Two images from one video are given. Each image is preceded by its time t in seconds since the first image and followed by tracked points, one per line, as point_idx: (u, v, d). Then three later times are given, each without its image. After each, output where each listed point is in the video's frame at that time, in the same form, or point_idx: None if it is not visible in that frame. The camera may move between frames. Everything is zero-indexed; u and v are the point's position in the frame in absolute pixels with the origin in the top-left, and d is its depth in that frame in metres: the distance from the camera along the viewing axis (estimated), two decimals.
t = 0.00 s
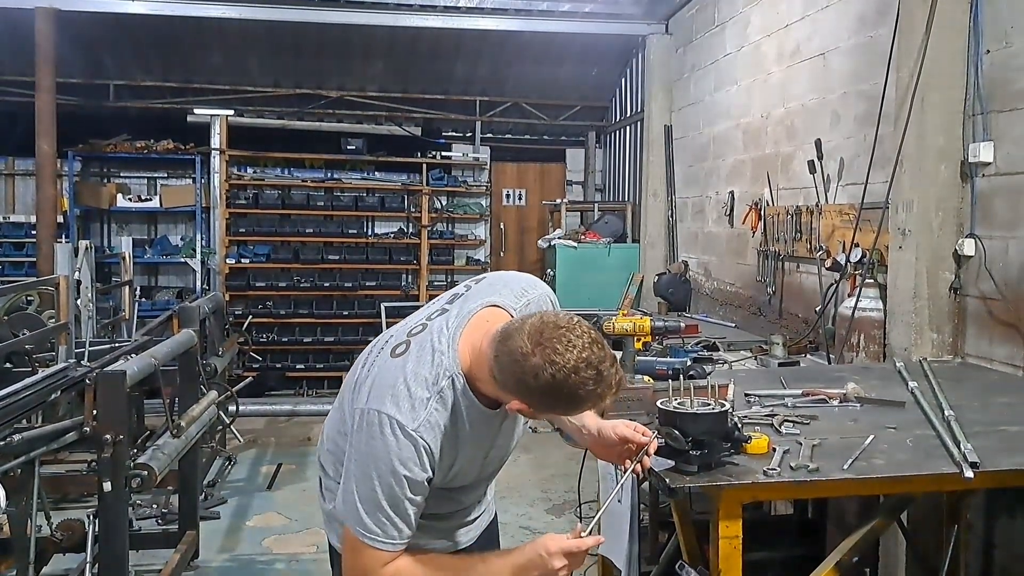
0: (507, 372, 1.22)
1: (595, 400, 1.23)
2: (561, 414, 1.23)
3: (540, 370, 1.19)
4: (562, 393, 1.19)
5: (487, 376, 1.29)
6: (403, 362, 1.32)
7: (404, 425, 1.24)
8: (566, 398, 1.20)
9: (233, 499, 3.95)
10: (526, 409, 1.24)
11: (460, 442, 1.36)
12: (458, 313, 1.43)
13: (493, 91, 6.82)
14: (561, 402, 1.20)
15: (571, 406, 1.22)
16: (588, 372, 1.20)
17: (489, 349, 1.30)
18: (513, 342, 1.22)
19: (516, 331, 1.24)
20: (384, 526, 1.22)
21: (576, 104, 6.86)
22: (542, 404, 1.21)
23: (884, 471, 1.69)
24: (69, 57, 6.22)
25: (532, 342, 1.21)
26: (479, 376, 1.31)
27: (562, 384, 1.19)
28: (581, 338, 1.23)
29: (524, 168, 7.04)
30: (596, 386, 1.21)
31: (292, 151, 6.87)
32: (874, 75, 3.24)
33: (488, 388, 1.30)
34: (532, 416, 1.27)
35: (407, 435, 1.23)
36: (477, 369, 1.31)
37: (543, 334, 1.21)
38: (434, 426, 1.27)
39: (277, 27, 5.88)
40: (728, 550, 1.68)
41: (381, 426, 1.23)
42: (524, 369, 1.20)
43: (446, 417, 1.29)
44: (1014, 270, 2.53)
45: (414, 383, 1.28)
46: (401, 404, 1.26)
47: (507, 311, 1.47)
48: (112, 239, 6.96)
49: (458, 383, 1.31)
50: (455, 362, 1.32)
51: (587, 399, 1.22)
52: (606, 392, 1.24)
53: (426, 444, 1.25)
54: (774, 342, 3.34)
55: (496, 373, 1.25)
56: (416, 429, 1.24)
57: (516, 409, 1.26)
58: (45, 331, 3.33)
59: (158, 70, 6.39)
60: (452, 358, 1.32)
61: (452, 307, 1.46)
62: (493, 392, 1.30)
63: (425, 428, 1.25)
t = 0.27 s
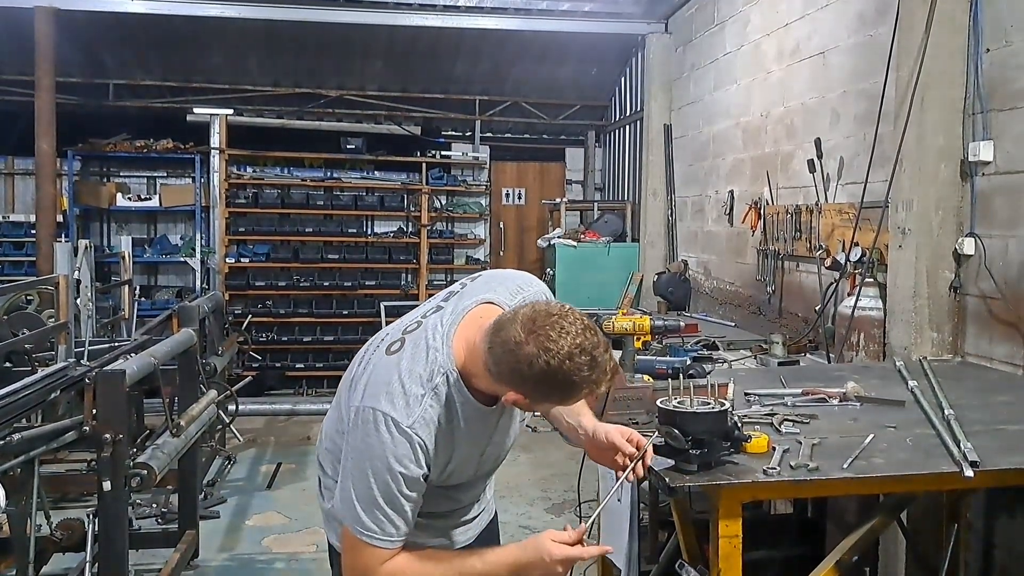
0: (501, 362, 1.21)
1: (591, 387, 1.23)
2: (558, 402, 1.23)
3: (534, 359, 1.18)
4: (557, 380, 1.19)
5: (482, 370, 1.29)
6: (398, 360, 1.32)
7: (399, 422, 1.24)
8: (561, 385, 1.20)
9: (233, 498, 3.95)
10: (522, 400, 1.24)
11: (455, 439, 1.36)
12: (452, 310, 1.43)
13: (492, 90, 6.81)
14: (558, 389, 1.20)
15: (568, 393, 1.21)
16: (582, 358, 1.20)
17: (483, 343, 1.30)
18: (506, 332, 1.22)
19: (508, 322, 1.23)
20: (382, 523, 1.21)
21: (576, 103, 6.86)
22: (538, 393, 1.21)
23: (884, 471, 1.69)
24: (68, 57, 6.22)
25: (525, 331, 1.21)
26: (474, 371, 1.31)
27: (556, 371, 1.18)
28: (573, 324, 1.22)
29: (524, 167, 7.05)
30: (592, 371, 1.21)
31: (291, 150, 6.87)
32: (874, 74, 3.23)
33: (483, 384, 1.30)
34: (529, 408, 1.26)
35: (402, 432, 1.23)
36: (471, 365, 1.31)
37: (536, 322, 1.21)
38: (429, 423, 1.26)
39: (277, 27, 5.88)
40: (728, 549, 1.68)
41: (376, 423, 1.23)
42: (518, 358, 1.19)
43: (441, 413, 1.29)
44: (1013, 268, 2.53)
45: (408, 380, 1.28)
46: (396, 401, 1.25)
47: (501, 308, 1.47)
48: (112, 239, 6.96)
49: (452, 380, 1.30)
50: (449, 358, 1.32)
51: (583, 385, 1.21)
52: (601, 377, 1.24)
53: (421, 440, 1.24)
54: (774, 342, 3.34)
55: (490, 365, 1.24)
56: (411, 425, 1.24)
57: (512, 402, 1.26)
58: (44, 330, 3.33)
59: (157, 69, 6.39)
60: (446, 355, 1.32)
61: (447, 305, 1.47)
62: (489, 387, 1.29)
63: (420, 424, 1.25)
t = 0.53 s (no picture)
0: (502, 336, 1.23)
1: (594, 352, 1.25)
2: (561, 372, 1.24)
3: (537, 325, 1.20)
4: (561, 346, 1.21)
5: (476, 357, 1.29)
6: (393, 357, 1.33)
7: (394, 417, 1.24)
8: (565, 350, 1.22)
9: (233, 497, 3.95)
10: (525, 375, 1.24)
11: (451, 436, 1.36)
12: (446, 308, 1.44)
13: (492, 90, 6.81)
14: (561, 354, 1.21)
15: (572, 360, 1.23)
16: (583, 323, 1.23)
17: (476, 331, 1.31)
18: (505, 306, 1.24)
19: (505, 298, 1.25)
20: (378, 519, 1.21)
21: (576, 102, 6.85)
22: (542, 363, 1.22)
23: (883, 470, 1.69)
24: (68, 56, 6.22)
25: (524, 302, 1.23)
26: (467, 361, 1.31)
27: (560, 335, 1.20)
28: (570, 291, 1.26)
29: (524, 167, 7.05)
30: (594, 336, 1.24)
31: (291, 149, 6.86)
32: (874, 74, 3.23)
33: (478, 372, 1.29)
34: (531, 385, 1.27)
35: (398, 428, 1.23)
36: (465, 355, 1.31)
37: (534, 293, 1.24)
38: (424, 419, 1.27)
39: (277, 26, 5.88)
40: (728, 549, 1.68)
41: (372, 420, 1.23)
42: (521, 327, 1.21)
43: (436, 410, 1.29)
44: (1013, 268, 2.53)
45: (404, 377, 1.28)
46: (391, 398, 1.26)
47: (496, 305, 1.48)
48: (111, 238, 6.96)
49: (447, 376, 1.31)
50: (444, 354, 1.33)
51: (587, 350, 1.23)
52: (602, 344, 1.26)
53: (416, 436, 1.25)
54: (774, 341, 3.34)
55: (490, 345, 1.25)
56: (406, 422, 1.25)
57: (514, 381, 1.26)
58: (44, 330, 3.33)
59: (157, 68, 6.39)
60: (441, 351, 1.33)
61: (442, 303, 1.47)
62: (485, 374, 1.29)
63: (415, 421, 1.26)
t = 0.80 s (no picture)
0: (503, 312, 1.25)
1: (594, 324, 1.27)
2: (563, 345, 1.26)
3: (537, 295, 1.23)
4: (562, 316, 1.23)
5: (474, 343, 1.30)
6: (392, 353, 1.33)
7: (392, 414, 1.24)
8: (566, 321, 1.24)
9: (232, 496, 3.95)
10: (526, 352, 1.26)
11: (449, 435, 1.36)
12: (445, 305, 1.45)
13: (492, 89, 6.81)
14: (563, 322, 1.23)
15: (573, 331, 1.25)
16: (581, 292, 1.26)
17: (473, 317, 1.33)
18: (504, 283, 1.27)
19: (501, 276, 1.28)
20: (373, 517, 1.21)
21: (575, 102, 6.85)
22: (544, 335, 1.24)
23: (882, 469, 1.69)
24: (67, 55, 6.22)
25: (522, 277, 1.26)
26: (464, 351, 1.32)
27: (561, 305, 1.23)
28: (564, 264, 1.29)
29: (524, 166, 7.06)
30: (592, 306, 1.27)
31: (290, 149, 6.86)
32: (873, 73, 3.23)
33: (476, 357, 1.30)
34: (533, 364, 1.27)
35: (396, 424, 1.23)
36: (461, 344, 1.32)
37: (530, 267, 1.27)
38: (423, 416, 1.27)
39: (276, 25, 5.87)
40: (727, 548, 1.68)
41: (370, 416, 1.24)
42: (522, 300, 1.23)
43: (435, 407, 1.29)
44: (1013, 267, 2.53)
45: (403, 374, 1.29)
46: (390, 394, 1.26)
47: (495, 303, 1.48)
48: (110, 237, 6.96)
49: (446, 372, 1.31)
50: (443, 349, 1.33)
51: (587, 319, 1.26)
52: (600, 317, 1.28)
53: (414, 433, 1.25)
54: (773, 340, 3.34)
55: (489, 324, 1.26)
56: (405, 418, 1.25)
57: (516, 361, 1.27)
58: (44, 329, 3.33)
59: (156, 67, 6.39)
60: (440, 346, 1.33)
61: (441, 301, 1.48)
62: (484, 359, 1.30)
63: (413, 417, 1.26)
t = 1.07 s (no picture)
0: (495, 306, 1.24)
1: (588, 314, 1.26)
2: (557, 337, 1.25)
3: (528, 286, 1.22)
4: (554, 307, 1.22)
5: (470, 338, 1.30)
6: (389, 353, 1.33)
7: (391, 413, 1.24)
8: (559, 312, 1.23)
9: (232, 495, 3.95)
10: (521, 346, 1.25)
11: (448, 433, 1.36)
12: (442, 304, 1.45)
13: (491, 87, 6.81)
14: (556, 311, 1.22)
15: (567, 322, 1.24)
16: (574, 283, 1.25)
17: (468, 313, 1.33)
18: (495, 277, 1.26)
19: (493, 270, 1.28)
20: (374, 516, 1.21)
21: (575, 100, 6.84)
22: (538, 327, 1.23)
23: (881, 468, 1.69)
24: (66, 53, 6.21)
25: (513, 269, 1.25)
26: (460, 347, 1.31)
27: (552, 296, 1.22)
28: (556, 255, 1.29)
29: (524, 164, 7.11)
30: (585, 296, 1.26)
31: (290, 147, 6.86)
32: (873, 72, 3.23)
33: (473, 353, 1.30)
34: (529, 357, 1.27)
35: (395, 424, 1.23)
36: (458, 340, 1.32)
37: (521, 259, 1.27)
38: (422, 415, 1.27)
39: (276, 24, 5.87)
40: (727, 547, 1.68)
41: (369, 416, 1.23)
42: (513, 292, 1.23)
43: (433, 406, 1.29)
44: (1013, 267, 2.53)
45: (401, 373, 1.29)
46: (388, 393, 1.26)
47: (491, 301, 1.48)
48: (110, 235, 6.95)
49: (444, 370, 1.31)
50: (440, 348, 1.33)
51: (581, 309, 1.25)
52: (594, 307, 1.27)
53: (413, 431, 1.25)
54: (773, 339, 3.33)
55: (483, 318, 1.26)
56: (404, 418, 1.25)
57: (512, 354, 1.26)
58: (43, 327, 3.32)
59: (156, 66, 6.38)
60: (437, 345, 1.33)
61: (437, 300, 1.48)
62: (480, 355, 1.29)
63: (413, 417, 1.26)
